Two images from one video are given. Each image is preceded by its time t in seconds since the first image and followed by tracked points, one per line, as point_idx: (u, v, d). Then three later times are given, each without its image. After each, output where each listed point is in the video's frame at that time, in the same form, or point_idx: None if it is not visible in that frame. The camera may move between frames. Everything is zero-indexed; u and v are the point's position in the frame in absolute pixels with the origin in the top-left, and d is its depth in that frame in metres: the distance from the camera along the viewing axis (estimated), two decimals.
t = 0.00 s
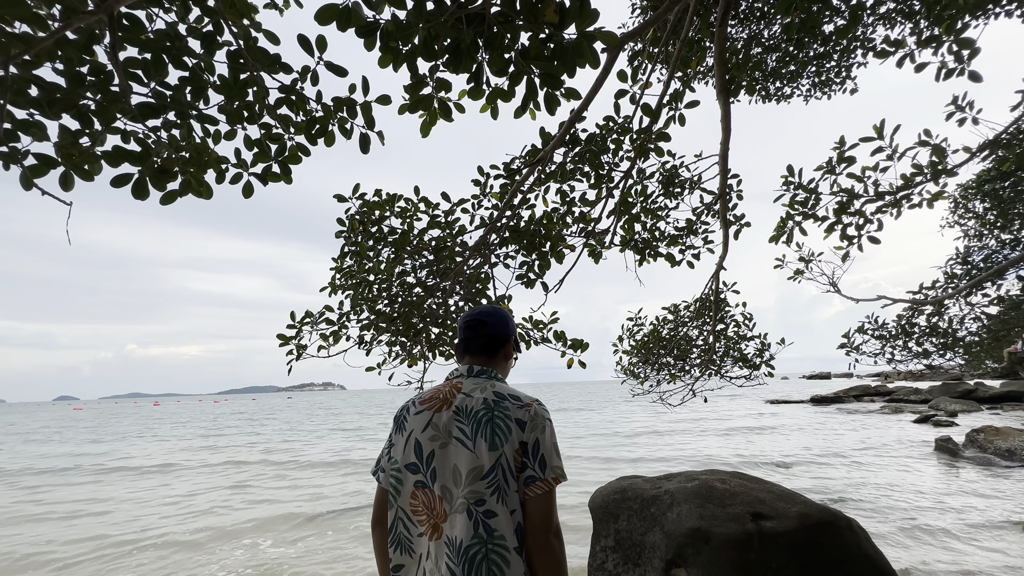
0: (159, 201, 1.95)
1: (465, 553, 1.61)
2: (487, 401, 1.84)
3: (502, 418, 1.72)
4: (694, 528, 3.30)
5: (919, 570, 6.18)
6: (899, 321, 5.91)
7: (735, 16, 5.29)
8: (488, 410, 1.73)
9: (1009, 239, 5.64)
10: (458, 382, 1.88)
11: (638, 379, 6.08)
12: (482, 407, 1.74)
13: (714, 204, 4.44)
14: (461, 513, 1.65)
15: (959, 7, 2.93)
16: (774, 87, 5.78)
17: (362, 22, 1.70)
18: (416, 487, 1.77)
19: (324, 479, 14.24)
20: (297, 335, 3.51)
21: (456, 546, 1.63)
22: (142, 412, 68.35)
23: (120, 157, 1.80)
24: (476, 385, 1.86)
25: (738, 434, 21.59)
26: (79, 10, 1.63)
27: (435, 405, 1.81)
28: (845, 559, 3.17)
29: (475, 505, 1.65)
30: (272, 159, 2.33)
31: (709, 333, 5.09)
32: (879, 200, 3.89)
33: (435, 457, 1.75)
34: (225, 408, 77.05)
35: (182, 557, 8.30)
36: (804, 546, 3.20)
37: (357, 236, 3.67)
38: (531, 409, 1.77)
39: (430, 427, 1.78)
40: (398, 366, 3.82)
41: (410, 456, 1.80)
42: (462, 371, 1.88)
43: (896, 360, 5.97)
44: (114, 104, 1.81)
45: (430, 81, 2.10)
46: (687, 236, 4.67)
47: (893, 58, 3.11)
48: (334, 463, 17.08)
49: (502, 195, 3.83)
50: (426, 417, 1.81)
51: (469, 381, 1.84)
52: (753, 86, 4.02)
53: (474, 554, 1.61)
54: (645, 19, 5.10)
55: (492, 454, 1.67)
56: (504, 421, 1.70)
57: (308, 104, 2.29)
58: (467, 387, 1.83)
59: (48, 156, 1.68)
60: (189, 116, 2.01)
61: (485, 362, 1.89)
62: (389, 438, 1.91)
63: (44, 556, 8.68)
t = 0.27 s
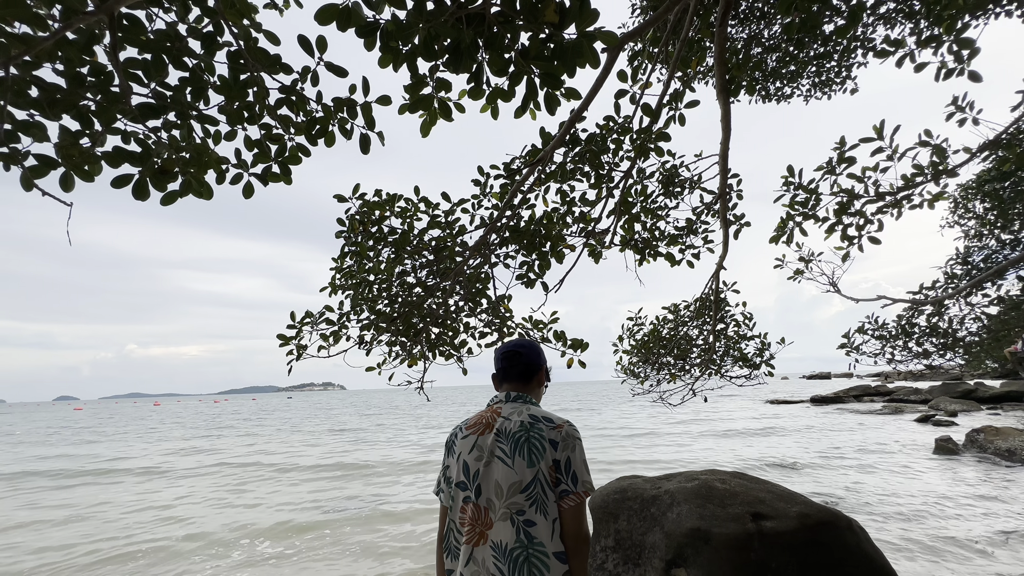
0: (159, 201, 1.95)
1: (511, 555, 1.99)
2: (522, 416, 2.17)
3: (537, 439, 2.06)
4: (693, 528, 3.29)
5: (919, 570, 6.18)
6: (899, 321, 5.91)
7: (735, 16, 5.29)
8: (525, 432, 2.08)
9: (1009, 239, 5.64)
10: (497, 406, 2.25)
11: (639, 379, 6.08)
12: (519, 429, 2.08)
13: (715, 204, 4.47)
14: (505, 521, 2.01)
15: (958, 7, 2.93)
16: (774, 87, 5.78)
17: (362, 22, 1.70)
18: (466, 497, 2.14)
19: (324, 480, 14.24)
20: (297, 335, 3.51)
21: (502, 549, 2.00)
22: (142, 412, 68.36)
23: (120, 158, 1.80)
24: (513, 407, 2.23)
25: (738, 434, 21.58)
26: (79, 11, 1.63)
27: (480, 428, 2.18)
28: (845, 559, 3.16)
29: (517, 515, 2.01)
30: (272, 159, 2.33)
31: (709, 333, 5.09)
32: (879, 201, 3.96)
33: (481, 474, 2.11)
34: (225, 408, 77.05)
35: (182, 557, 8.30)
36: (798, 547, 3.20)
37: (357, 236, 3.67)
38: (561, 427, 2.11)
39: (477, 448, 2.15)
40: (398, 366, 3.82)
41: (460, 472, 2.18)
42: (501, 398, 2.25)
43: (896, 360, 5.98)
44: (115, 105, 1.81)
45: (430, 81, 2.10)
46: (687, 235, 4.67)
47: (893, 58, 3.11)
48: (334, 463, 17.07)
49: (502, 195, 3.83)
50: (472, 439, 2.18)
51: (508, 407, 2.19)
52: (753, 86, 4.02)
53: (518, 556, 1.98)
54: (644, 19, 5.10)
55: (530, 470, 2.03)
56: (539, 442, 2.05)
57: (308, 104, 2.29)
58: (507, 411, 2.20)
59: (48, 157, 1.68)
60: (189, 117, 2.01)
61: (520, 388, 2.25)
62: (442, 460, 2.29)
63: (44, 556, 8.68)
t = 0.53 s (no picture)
0: (160, 202, 1.95)
1: (548, 527, 2.20)
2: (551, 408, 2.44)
3: (573, 424, 2.30)
4: (694, 528, 3.29)
5: (918, 570, 6.18)
6: (899, 321, 5.92)
7: (735, 16, 5.29)
8: (562, 418, 2.32)
9: (1009, 239, 5.64)
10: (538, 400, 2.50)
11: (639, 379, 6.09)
12: (557, 416, 2.33)
13: (715, 203, 4.49)
14: (543, 497, 2.24)
15: (959, 7, 2.93)
16: (774, 86, 5.77)
17: (362, 22, 1.70)
18: (506, 477, 2.37)
19: (324, 480, 14.25)
20: (297, 335, 3.53)
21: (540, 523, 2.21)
22: (142, 412, 68.38)
23: (120, 158, 1.80)
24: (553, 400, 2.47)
25: (738, 434, 21.57)
26: (79, 11, 1.63)
27: (521, 415, 2.43)
28: (845, 559, 3.16)
29: (554, 491, 2.24)
30: (272, 159, 2.33)
31: (709, 333, 5.10)
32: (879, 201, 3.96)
33: (521, 455, 2.35)
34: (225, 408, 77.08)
35: (182, 557, 8.31)
36: (800, 545, 3.21)
37: (357, 236, 3.67)
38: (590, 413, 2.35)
39: (517, 432, 2.39)
40: (398, 365, 3.84)
41: (502, 454, 2.41)
42: (542, 390, 2.50)
43: (896, 360, 5.98)
44: (115, 105, 1.81)
45: (430, 81, 2.10)
46: (687, 235, 4.67)
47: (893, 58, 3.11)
48: (334, 463, 17.07)
49: (502, 195, 3.84)
50: (513, 424, 2.42)
51: (547, 397, 2.44)
52: (753, 86, 4.02)
53: (554, 528, 2.19)
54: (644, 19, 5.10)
55: (565, 452, 2.27)
56: (574, 427, 2.29)
57: (308, 105, 2.30)
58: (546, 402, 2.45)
59: (48, 157, 1.68)
60: (189, 117, 2.01)
61: (559, 382, 2.51)
62: (487, 446, 2.55)
63: (45, 557, 8.68)
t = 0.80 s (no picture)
0: (160, 202, 1.95)
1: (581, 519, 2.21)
2: (605, 419, 3.71)
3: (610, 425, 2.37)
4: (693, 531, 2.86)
5: (919, 570, 6.18)
6: (899, 321, 5.92)
7: (735, 16, 5.30)
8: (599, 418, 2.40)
9: (1009, 239, 5.64)
10: (584, 400, 3.85)
11: (638, 379, 6.09)
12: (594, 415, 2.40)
13: (714, 203, 4.49)
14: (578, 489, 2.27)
15: (958, 7, 2.92)
16: (773, 86, 5.78)
17: (362, 22, 1.70)
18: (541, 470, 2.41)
19: (324, 479, 14.26)
20: (297, 334, 3.55)
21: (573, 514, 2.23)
22: (143, 412, 68.45)
23: (120, 158, 1.80)
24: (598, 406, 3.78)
25: (738, 434, 21.56)
26: (79, 11, 1.63)
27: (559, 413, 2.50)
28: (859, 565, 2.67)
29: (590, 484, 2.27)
30: (272, 159, 2.33)
31: (709, 333, 5.09)
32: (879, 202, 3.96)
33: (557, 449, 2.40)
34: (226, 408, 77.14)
35: (182, 557, 8.32)
36: (808, 547, 2.73)
37: (357, 236, 3.67)
38: (638, 428, 3.64)
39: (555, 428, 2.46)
40: (399, 365, 3.85)
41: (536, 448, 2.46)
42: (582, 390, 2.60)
43: (896, 360, 5.98)
44: (115, 105, 1.81)
45: (430, 81, 2.10)
46: (687, 235, 4.67)
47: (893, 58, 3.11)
48: (334, 463, 17.08)
49: (502, 195, 3.85)
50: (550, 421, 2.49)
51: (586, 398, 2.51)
52: (753, 86, 4.02)
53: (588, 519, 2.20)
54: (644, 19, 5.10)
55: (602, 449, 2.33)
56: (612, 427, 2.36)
57: (308, 104, 2.30)
58: (591, 406, 3.85)
59: (49, 157, 1.69)
60: (189, 117, 2.01)
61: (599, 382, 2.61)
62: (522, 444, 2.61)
63: (46, 556, 8.70)
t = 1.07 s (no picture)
0: (160, 201, 1.95)
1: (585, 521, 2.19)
2: (629, 418, 3.73)
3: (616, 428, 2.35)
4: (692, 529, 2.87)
5: (919, 570, 6.18)
6: (899, 321, 5.92)
7: (734, 16, 5.30)
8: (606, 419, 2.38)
9: (1009, 239, 5.65)
10: (609, 402, 3.83)
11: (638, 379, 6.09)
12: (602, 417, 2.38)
13: (715, 203, 4.49)
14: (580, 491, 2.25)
15: (959, 7, 2.92)
16: (773, 86, 5.78)
17: (362, 22, 1.70)
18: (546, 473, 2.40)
19: (324, 479, 14.27)
20: (297, 334, 3.55)
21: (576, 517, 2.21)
22: (143, 412, 68.47)
23: (120, 157, 1.80)
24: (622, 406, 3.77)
25: (738, 434, 21.55)
26: (79, 11, 1.63)
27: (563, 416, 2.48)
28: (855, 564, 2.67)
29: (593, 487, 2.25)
30: (272, 159, 2.33)
31: (709, 333, 5.09)
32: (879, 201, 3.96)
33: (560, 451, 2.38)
34: (227, 408, 77.19)
35: (182, 557, 8.32)
36: (808, 547, 2.73)
37: (357, 236, 3.67)
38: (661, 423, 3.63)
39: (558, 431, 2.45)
40: (399, 365, 3.85)
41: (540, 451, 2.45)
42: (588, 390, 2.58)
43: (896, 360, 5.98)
44: (115, 105, 1.81)
45: (430, 81, 2.10)
46: (687, 235, 4.67)
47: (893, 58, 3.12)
48: (334, 463, 17.08)
49: (502, 195, 3.85)
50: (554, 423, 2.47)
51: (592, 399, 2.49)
52: (753, 86, 4.02)
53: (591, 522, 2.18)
54: (644, 19, 5.10)
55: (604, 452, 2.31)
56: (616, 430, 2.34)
57: (308, 104, 2.30)
58: (616, 406, 3.84)
59: (48, 157, 1.69)
60: (189, 117, 2.01)
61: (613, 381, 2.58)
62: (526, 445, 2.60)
63: (46, 556, 8.71)
